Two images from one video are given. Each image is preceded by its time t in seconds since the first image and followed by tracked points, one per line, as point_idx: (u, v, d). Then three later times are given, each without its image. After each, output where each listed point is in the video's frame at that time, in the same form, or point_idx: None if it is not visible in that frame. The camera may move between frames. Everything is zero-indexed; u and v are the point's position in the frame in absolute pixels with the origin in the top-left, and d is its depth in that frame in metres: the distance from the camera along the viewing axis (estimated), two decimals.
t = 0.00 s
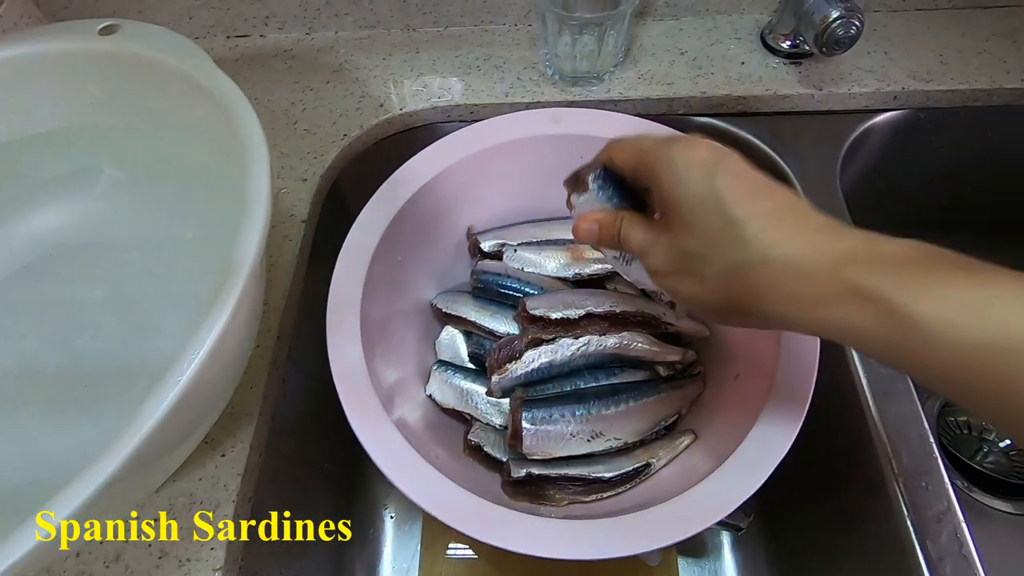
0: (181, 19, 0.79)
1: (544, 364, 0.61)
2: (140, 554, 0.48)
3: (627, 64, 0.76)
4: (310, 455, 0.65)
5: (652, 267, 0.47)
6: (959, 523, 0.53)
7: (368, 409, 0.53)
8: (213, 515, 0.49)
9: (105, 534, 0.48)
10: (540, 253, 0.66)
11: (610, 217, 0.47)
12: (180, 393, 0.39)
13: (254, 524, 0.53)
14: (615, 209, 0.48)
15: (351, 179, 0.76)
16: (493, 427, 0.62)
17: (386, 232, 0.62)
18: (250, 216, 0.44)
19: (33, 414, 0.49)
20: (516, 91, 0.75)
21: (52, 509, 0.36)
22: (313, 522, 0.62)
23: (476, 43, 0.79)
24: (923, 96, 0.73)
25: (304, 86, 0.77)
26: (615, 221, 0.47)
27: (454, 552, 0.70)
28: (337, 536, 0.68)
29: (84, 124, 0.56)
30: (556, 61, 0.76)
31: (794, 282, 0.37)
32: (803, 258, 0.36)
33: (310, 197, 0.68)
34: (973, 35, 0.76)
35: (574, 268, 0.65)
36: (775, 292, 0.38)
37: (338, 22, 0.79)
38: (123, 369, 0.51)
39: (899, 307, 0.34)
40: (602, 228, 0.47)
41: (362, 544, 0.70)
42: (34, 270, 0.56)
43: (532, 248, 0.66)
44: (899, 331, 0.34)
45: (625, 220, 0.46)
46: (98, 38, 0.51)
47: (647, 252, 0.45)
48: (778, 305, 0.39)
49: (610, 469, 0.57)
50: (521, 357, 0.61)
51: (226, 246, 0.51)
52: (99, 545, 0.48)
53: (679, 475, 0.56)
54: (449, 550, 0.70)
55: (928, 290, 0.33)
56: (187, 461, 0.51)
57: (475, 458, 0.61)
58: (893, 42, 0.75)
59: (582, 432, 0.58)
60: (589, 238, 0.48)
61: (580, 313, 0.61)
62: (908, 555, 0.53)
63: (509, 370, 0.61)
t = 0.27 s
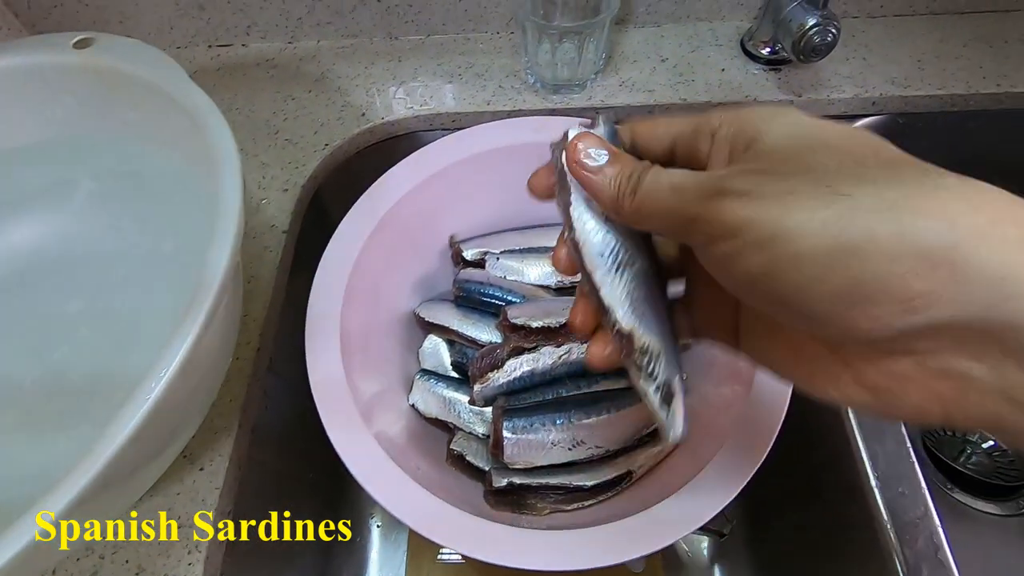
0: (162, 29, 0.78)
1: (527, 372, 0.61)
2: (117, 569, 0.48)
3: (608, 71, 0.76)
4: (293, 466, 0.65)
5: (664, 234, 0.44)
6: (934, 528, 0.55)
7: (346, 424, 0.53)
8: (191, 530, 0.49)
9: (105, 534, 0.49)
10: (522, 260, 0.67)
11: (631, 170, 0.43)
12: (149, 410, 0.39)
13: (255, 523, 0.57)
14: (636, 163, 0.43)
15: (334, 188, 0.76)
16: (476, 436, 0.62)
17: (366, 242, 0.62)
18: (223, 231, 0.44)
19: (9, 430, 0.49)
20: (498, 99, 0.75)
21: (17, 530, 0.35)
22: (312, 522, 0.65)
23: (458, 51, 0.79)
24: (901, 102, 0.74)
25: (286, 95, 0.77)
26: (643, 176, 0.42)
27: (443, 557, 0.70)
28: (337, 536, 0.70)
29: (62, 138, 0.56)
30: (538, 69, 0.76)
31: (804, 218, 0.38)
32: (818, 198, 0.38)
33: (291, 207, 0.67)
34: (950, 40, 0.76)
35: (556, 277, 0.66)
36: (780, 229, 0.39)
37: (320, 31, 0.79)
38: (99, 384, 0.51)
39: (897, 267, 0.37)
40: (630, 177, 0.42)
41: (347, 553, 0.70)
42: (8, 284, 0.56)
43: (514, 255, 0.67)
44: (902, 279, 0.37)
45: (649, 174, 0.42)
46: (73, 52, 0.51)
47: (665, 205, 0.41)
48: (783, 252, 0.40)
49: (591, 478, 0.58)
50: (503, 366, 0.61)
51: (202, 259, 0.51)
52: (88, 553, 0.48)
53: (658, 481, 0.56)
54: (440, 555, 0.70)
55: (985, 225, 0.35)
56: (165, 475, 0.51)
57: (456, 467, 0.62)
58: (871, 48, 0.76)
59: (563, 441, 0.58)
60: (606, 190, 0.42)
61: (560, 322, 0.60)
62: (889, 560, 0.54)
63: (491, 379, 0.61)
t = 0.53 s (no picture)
0: (157, 31, 0.78)
1: (527, 374, 0.61)
2: None
3: (606, 70, 0.76)
4: (293, 470, 0.64)
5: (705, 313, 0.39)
6: (938, 527, 0.56)
7: (347, 428, 0.52)
8: (190, 536, 0.49)
9: (105, 534, 0.48)
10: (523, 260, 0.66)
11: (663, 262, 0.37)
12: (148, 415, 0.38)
13: (255, 523, 0.56)
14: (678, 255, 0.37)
15: (332, 189, 0.75)
16: (477, 438, 0.62)
17: (365, 244, 0.61)
18: (221, 234, 0.43)
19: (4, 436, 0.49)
20: (496, 99, 0.75)
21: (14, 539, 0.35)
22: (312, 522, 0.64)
23: (455, 51, 0.79)
24: (900, 99, 0.74)
25: (282, 97, 0.76)
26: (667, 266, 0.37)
27: (445, 559, 0.69)
28: (337, 536, 0.69)
29: (57, 141, 0.55)
30: (536, 69, 0.76)
31: (841, 248, 0.30)
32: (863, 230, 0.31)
33: (289, 209, 0.67)
34: (948, 37, 0.76)
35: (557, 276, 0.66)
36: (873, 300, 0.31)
37: (317, 32, 0.79)
38: (96, 389, 0.50)
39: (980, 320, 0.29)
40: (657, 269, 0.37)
41: (347, 557, 0.69)
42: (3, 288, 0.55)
43: (515, 255, 0.66)
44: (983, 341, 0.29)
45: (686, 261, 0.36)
46: (68, 53, 0.51)
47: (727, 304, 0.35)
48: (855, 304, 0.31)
49: (594, 479, 0.57)
50: (504, 367, 0.61)
51: (200, 262, 0.50)
52: (85, 563, 0.47)
53: (662, 482, 0.55)
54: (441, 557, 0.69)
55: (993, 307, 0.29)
56: (164, 480, 0.50)
57: (459, 470, 0.61)
58: (869, 46, 0.76)
59: (565, 442, 0.57)
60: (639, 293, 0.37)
61: (560, 323, 0.59)
62: (896, 558, 0.55)
63: (492, 381, 0.61)
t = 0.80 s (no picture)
0: (158, 34, 0.77)
1: (534, 377, 0.60)
2: None
3: (610, 72, 0.76)
4: (297, 476, 0.64)
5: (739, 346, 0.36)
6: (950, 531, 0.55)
7: (354, 434, 0.52)
8: (196, 544, 0.48)
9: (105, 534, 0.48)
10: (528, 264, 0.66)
11: (707, 296, 0.35)
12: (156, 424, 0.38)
13: (255, 523, 0.55)
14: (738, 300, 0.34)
15: (334, 192, 0.75)
16: (483, 442, 0.61)
17: (370, 248, 0.61)
18: (227, 239, 0.43)
19: (7, 444, 0.48)
20: (500, 101, 0.74)
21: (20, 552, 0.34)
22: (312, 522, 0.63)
23: (458, 53, 0.78)
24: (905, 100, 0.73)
25: (285, 99, 0.76)
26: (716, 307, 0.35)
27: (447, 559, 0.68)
28: (337, 536, 0.69)
29: (59, 145, 0.55)
30: (540, 70, 0.76)
31: (919, 355, 0.29)
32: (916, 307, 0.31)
33: (292, 213, 0.66)
34: (953, 38, 0.76)
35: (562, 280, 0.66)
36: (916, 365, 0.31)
37: (319, 34, 0.78)
38: (99, 395, 0.50)
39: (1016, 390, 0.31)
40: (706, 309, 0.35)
41: (351, 561, 0.69)
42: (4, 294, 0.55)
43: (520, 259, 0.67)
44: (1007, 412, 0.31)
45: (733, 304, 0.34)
46: (70, 57, 0.51)
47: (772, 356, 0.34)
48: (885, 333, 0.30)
49: (602, 484, 0.57)
50: (510, 371, 0.60)
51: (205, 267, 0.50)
52: (90, 572, 0.47)
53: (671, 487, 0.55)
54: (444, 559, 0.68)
55: None
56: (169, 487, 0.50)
57: (464, 474, 0.60)
58: (874, 47, 0.76)
59: (572, 446, 0.57)
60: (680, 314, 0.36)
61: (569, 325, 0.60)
62: (904, 560, 0.55)
63: (498, 385, 0.60)
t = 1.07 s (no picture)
0: (156, 34, 0.77)
1: (535, 376, 0.60)
2: None
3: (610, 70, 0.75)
4: (298, 477, 0.63)
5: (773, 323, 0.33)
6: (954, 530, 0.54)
7: (355, 435, 0.52)
8: (197, 546, 0.48)
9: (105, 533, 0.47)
10: (528, 263, 0.66)
11: (740, 274, 0.31)
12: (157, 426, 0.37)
13: (255, 523, 0.55)
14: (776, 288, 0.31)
15: (334, 192, 0.74)
16: (484, 442, 0.61)
17: (370, 247, 0.60)
18: (227, 239, 0.42)
19: (6, 447, 0.48)
20: (499, 100, 0.74)
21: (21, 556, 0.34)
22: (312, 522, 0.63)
23: (457, 52, 0.78)
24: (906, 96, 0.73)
25: (284, 99, 0.76)
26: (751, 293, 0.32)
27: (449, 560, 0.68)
28: (337, 536, 0.68)
29: (57, 146, 0.54)
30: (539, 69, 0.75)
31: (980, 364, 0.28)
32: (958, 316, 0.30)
33: (292, 213, 0.66)
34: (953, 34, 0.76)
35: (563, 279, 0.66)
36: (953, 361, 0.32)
37: (318, 33, 0.78)
38: (99, 397, 0.50)
39: None
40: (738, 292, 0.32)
41: (353, 561, 0.69)
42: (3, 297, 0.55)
43: (520, 258, 0.67)
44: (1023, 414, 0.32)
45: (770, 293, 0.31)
46: (68, 57, 0.50)
47: (810, 345, 0.32)
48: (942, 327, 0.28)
49: (604, 483, 0.56)
50: (510, 371, 0.60)
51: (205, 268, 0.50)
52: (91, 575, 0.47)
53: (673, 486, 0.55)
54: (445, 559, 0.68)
55: None
56: (170, 489, 0.50)
57: (466, 475, 0.60)
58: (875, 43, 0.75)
59: (574, 446, 0.57)
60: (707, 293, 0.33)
61: (570, 324, 0.60)
62: (907, 559, 0.55)
63: (499, 385, 0.60)
